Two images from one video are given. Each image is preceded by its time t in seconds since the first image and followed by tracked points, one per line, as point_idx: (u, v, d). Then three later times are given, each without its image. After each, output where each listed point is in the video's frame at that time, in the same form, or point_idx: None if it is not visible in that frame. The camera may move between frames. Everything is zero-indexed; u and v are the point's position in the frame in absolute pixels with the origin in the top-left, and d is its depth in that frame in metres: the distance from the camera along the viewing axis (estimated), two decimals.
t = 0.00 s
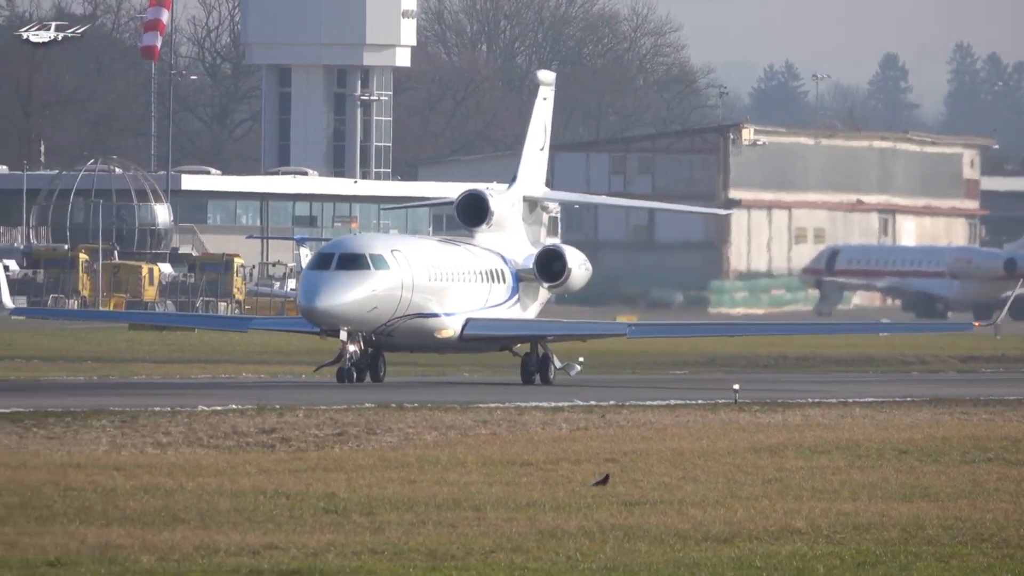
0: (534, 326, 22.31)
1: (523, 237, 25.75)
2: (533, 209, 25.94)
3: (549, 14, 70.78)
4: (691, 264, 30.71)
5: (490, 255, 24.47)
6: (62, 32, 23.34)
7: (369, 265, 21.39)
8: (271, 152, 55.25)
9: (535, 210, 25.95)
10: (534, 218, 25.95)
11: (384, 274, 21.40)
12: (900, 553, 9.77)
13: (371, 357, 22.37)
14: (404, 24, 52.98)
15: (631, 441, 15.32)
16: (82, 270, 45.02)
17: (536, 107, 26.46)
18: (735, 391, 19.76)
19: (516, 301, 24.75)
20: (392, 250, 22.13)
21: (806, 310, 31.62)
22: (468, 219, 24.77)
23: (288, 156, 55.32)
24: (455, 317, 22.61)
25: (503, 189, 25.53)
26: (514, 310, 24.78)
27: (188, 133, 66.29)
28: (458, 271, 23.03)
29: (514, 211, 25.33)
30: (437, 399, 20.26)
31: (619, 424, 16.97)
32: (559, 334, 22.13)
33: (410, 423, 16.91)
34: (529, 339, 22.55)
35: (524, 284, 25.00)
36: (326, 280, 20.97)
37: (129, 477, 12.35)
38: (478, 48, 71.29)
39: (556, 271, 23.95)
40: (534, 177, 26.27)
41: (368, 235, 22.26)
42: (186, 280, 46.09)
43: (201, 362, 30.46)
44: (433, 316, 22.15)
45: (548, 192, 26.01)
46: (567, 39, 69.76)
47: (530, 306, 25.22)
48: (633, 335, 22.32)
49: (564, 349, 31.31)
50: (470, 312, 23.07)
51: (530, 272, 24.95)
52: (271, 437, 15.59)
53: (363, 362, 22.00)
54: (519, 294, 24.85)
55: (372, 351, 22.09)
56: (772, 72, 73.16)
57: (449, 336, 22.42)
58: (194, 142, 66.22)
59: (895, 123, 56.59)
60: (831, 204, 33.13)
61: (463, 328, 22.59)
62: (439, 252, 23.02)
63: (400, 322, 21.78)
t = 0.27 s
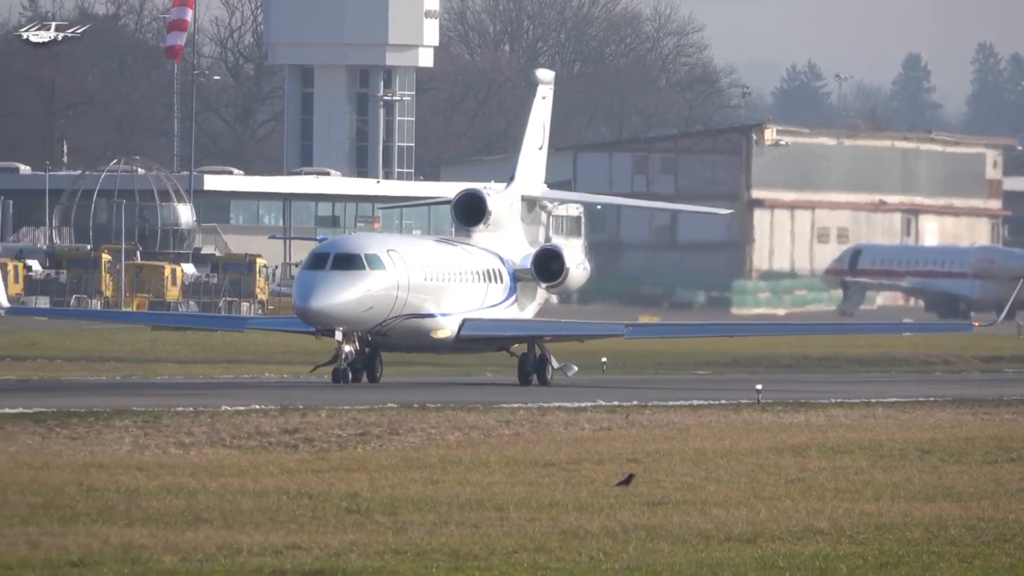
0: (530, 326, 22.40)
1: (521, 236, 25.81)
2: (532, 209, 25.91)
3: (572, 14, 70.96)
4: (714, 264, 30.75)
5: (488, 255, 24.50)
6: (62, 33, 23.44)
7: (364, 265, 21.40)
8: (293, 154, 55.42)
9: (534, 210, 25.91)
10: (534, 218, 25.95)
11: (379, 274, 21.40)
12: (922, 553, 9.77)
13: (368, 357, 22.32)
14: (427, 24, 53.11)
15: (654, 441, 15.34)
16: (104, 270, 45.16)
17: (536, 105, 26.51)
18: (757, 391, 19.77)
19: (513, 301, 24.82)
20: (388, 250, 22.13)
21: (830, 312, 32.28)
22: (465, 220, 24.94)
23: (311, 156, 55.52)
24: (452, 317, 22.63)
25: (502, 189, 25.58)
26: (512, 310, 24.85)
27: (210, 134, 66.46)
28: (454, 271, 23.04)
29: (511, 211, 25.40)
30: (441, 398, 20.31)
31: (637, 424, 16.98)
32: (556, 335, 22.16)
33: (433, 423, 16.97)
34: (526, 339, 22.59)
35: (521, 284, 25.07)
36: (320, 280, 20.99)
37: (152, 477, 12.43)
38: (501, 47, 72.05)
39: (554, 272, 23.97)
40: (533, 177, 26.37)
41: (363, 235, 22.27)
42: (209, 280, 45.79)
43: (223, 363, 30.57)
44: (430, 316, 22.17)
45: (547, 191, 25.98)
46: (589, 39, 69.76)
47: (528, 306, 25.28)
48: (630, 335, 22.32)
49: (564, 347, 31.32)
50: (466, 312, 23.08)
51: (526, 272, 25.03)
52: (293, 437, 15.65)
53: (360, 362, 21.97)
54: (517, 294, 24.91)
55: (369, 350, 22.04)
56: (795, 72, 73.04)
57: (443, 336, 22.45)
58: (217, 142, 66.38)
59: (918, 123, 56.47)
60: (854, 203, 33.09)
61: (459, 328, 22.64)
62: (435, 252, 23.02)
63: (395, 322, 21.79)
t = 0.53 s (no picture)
0: (526, 326, 22.31)
1: (518, 237, 25.66)
2: (529, 209, 25.72)
3: (594, 15, 70.82)
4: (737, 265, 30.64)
5: (483, 255, 24.43)
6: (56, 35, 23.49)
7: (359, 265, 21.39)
8: (315, 154, 55.55)
9: (531, 210, 25.73)
10: (531, 218, 25.74)
11: (374, 274, 21.40)
12: (945, 553, 9.79)
13: (364, 358, 22.33)
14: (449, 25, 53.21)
15: (676, 441, 15.40)
16: (126, 271, 45.33)
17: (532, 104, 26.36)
18: (779, 392, 19.84)
19: (509, 302, 24.81)
20: (382, 250, 22.13)
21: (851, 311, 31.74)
22: (461, 220, 24.77)
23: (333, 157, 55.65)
24: (448, 317, 22.64)
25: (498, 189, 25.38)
26: (508, 311, 24.82)
27: (233, 134, 66.65)
28: (449, 271, 23.04)
29: (508, 211, 25.22)
30: (443, 399, 20.33)
31: (655, 425, 16.95)
32: (554, 335, 22.07)
33: (456, 423, 17.06)
34: (523, 340, 22.53)
35: (518, 285, 25.03)
36: (315, 280, 20.94)
37: (175, 477, 12.53)
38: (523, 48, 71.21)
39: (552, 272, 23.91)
40: (530, 176, 26.24)
41: (358, 235, 22.27)
42: (231, 281, 46.08)
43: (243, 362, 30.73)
44: (426, 316, 22.19)
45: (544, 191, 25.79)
46: (611, 39, 69.75)
47: (525, 307, 25.25)
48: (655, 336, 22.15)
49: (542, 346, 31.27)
50: (462, 313, 23.08)
51: (523, 273, 24.98)
52: (315, 437, 15.75)
53: (356, 362, 21.97)
54: (513, 294, 24.89)
55: (365, 350, 22.01)
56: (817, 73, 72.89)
57: (442, 336, 22.48)
58: (239, 142, 66.52)
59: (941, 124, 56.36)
60: (875, 205, 33.22)
61: (456, 329, 22.63)
62: (430, 253, 23.04)
63: (391, 323, 21.79)
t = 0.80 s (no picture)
0: (523, 327, 22.13)
1: (515, 237, 25.49)
2: (527, 208, 25.56)
3: (614, 15, 70.76)
4: (755, 266, 30.71)
5: (480, 255, 24.32)
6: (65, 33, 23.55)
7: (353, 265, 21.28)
8: (335, 155, 55.48)
9: (528, 210, 25.56)
10: (528, 217, 25.61)
11: (368, 273, 21.28)
12: (964, 554, 9.77)
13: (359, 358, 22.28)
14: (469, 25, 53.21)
15: (695, 441, 15.42)
16: (146, 271, 45.41)
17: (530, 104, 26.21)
18: (798, 392, 19.86)
19: (506, 302, 24.69)
20: (377, 250, 22.02)
21: (870, 313, 31.92)
22: (458, 219, 24.49)
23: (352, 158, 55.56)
24: (444, 317, 22.50)
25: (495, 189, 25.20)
26: (505, 311, 24.70)
27: (252, 134, 66.82)
28: (444, 271, 22.93)
29: (505, 211, 25.04)
30: (444, 400, 20.27)
31: (674, 428, 16.84)
32: (552, 335, 21.93)
33: (476, 424, 17.10)
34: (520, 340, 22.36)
35: (515, 285, 24.93)
36: (309, 280, 20.82)
37: (194, 477, 12.58)
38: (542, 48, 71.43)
39: (549, 273, 23.76)
40: (527, 176, 26.09)
41: (352, 235, 22.15)
42: (250, 281, 46.00)
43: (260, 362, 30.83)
44: (421, 316, 22.07)
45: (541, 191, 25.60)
46: (630, 40, 69.71)
47: (521, 307, 25.14)
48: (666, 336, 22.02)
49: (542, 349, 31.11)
50: (459, 312, 22.97)
51: (520, 273, 24.89)
52: (335, 437, 15.80)
53: (352, 362, 21.93)
54: (510, 295, 24.77)
55: (360, 351, 21.93)
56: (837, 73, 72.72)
57: (438, 336, 22.34)
58: (258, 142, 66.62)
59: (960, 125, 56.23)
60: (896, 204, 33.01)
61: (451, 329, 22.47)
62: (425, 253, 22.93)
63: (386, 323, 21.69)
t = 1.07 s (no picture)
0: (519, 327, 22.07)
1: (513, 237, 25.36)
2: (524, 208, 25.37)
3: (637, 16, 70.72)
4: (780, 266, 30.50)
5: (476, 255, 24.30)
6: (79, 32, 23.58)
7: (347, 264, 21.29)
8: (359, 154, 55.21)
9: (526, 209, 25.38)
10: (526, 217, 25.38)
11: (362, 274, 21.29)
12: (987, 554, 9.77)
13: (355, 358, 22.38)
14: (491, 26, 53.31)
15: (718, 442, 15.45)
16: (171, 273, 45.08)
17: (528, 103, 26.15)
18: (822, 392, 19.87)
19: (503, 302, 24.66)
20: (372, 250, 22.03)
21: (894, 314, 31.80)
22: (455, 219, 24.59)
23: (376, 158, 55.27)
24: (439, 318, 22.54)
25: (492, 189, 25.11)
26: (501, 311, 24.69)
27: (275, 134, 67.01)
28: (440, 271, 22.93)
29: (502, 211, 24.93)
30: (443, 400, 20.28)
31: (696, 429, 16.84)
32: (550, 335, 21.87)
33: (499, 424, 17.15)
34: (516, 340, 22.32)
35: (512, 285, 24.88)
36: (303, 280, 20.84)
37: (218, 477, 12.66)
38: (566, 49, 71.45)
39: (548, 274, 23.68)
40: (526, 175, 26.04)
41: (348, 234, 22.16)
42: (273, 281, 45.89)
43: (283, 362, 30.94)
44: (416, 317, 22.09)
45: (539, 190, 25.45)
46: (654, 40, 69.65)
47: (519, 308, 25.12)
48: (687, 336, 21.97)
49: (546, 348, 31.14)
50: (454, 312, 23.00)
51: (517, 272, 24.85)
52: (358, 437, 15.87)
53: (348, 362, 22.02)
54: (507, 295, 24.76)
55: (356, 351, 21.99)
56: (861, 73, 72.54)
57: (433, 336, 22.34)
58: (282, 142, 66.79)
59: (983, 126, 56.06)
60: (918, 205, 32.90)
61: (447, 329, 22.47)
62: (422, 253, 22.94)
63: (382, 323, 21.72)
